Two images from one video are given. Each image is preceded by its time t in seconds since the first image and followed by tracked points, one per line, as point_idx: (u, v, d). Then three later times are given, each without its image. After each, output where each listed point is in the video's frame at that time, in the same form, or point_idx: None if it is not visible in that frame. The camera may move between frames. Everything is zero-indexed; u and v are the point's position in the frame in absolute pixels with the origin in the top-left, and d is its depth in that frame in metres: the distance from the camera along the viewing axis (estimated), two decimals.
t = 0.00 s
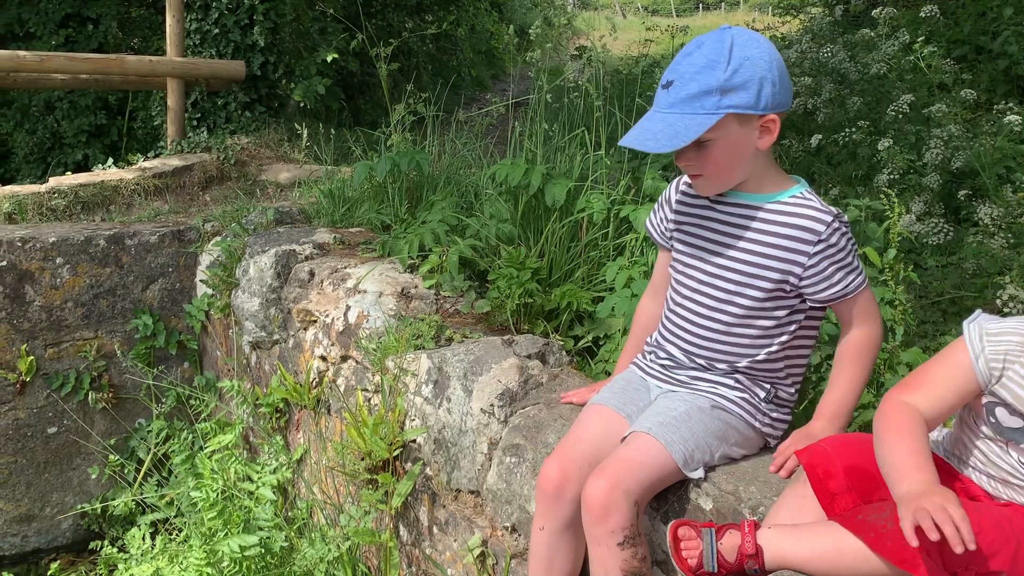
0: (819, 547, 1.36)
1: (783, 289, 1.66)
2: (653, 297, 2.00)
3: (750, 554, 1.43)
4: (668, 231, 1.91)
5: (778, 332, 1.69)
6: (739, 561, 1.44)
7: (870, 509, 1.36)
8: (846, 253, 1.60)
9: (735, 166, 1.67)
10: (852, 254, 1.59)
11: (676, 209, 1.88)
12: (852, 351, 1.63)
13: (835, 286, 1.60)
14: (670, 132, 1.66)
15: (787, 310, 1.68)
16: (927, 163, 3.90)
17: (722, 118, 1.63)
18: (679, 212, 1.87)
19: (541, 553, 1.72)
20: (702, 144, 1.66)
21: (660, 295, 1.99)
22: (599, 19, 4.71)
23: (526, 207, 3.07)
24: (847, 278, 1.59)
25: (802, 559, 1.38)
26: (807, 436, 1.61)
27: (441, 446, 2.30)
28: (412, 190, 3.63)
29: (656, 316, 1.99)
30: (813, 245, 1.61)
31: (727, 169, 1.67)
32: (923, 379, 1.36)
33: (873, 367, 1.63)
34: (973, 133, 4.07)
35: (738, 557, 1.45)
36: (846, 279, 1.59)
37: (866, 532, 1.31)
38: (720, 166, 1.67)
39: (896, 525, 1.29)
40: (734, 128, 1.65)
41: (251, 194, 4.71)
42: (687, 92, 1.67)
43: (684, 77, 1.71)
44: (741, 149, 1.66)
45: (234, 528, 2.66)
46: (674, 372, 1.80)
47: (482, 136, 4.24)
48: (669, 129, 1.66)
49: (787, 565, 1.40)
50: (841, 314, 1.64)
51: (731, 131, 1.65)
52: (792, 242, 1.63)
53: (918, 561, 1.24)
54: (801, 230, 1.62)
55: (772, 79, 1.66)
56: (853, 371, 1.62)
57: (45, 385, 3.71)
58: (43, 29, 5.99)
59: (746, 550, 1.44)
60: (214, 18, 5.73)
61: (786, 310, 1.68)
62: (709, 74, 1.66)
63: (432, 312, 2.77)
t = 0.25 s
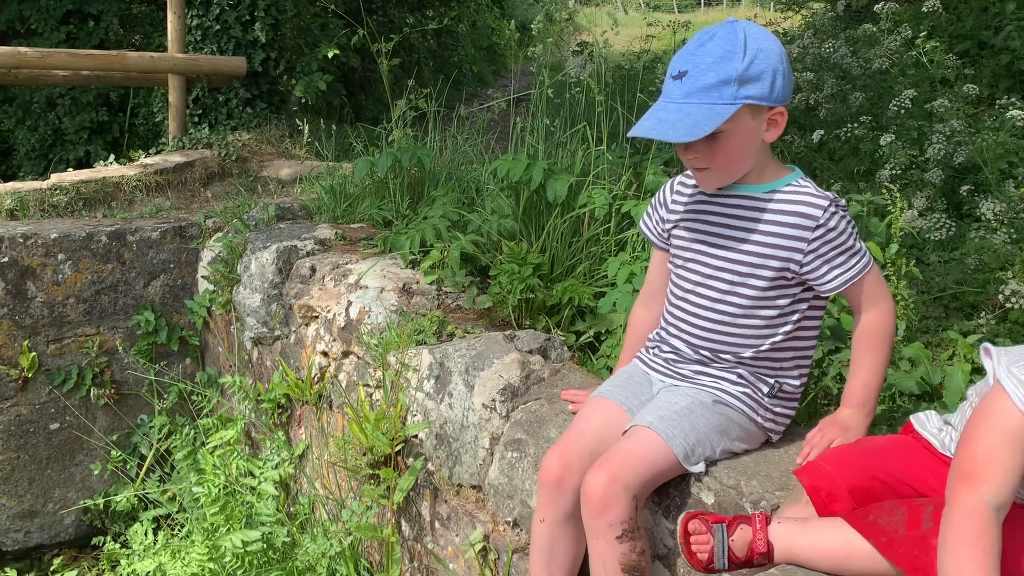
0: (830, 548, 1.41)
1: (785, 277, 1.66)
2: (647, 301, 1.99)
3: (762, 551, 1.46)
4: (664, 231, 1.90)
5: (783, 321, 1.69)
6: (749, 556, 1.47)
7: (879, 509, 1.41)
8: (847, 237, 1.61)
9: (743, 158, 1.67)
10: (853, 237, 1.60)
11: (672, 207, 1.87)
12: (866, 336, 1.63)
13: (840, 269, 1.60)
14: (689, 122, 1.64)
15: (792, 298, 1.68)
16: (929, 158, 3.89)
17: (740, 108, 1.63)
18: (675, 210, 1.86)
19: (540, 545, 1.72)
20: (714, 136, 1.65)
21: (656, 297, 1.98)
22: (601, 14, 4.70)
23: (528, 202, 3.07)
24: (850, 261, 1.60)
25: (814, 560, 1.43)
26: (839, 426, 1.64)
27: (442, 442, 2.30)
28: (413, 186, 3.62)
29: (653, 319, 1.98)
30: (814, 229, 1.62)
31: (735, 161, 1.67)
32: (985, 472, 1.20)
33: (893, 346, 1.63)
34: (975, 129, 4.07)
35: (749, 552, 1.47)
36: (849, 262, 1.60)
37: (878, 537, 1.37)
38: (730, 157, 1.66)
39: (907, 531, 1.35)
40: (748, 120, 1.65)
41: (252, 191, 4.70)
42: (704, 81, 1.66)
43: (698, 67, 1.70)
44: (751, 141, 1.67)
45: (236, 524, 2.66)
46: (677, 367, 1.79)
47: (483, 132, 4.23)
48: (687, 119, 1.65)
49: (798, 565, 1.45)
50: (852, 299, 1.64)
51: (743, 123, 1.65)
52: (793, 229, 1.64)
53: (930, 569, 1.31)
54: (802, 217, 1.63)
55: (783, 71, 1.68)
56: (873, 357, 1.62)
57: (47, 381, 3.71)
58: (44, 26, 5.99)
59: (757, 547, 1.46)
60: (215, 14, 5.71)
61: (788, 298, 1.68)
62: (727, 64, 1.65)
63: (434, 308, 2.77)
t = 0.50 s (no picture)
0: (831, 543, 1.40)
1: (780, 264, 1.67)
2: (642, 296, 1.99)
3: (763, 542, 1.46)
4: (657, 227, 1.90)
5: (779, 309, 1.70)
6: (750, 547, 1.48)
7: (881, 505, 1.40)
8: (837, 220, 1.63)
9: (732, 148, 1.68)
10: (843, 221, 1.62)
11: (664, 203, 1.88)
12: (859, 317, 1.65)
13: (834, 252, 1.62)
14: (679, 112, 1.64)
15: (787, 285, 1.69)
16: (928, 152, 3.89)
17: (728, 98, 1.64)
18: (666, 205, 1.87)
19: (533, 536, 1.72)
20: (703, 126, 1.66)
21: (650, 292, 1.98)
22: (600, 8, 4.69)
23: (527, 196, 3.07)
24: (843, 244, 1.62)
25: (815, 555, 1.42)
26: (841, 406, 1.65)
27: (442, 435, 2.31)
28: (413, 180, 3.63)
29: (648, 313, 1.99)
30: (805, 215, 1.63)
31: (726, 150, 1.67)
32: (966, 487, 1.20)
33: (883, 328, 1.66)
34: (974, 123, 4.07)
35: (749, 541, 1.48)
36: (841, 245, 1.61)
37: (878, 533, 1.36)
38: (719, 148, 1.67)
39: (908, 528, 1.34)
40: (735, 109, 1.66)
41: (252, 186, 4.71)
42: (690, 73, 1.67)
43: (685, 59, 1.71)
44: (739, 130, 1.68)
45: (236, 517, 2.67)
46: (673, 360, 1.79)
47: (483, 126, 4.23)
48: (676, 109, 1.64)
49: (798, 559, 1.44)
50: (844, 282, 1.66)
51: (732, 113, 1.66)
52: (784, 216, 1.65)
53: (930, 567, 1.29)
54: (792, 203, 1.64)
55: (769, 62, 1.69)
56: (864, 336, 1.64)
57: (47, 376, 3.71)
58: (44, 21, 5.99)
59: (759, 539, 1.47)
60: (214, 9, 5.70)
61: (783, 285, 1.69)
62: (713, 55, 1.66)
63: (433, 302, 2.77)
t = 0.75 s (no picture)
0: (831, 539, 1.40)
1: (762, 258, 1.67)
2: (643, 280, 1.99)
3: (767, 540, 1.46)
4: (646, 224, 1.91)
5: (764, 303, 1.69)
6: (754, 544, 1.47)
7: (882, 502, 1.40)
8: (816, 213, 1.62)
9: (708, 142, 1.68)
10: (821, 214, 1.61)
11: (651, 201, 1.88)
12: (833, 317, 1.66)
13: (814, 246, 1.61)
14: (652, 108, 1.64)
15: (770, 279, 1.69)
16: (929, 149, 3.89)
17: (700, 93, 1.64)
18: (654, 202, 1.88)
19: (538, 534, 1.73)
20: (677, 122, 1.66)
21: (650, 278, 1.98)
22: (601, 4, 4.69)
23: (528, 193, 3.07)
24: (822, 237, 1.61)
25: (816, 551, 1.42)
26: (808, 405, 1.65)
27: (443, 432, 2.31)
28: (414, 176, 3.63)
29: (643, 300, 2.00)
30: (783, 209, 1.63)
31: (701, 144, 1.67)
32: (965, 486, 1.20)
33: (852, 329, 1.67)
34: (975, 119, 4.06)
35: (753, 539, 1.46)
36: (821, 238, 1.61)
37: (878, 531, 1.36)
38: (695, 143, 1.67)
39: (909, 525, 1.33)
40: (709, 103, 1.66)
41: (253, 182, 4.71)
42: (663, 69, 1.67)
43: (658, 56, 1.70)
44: (715, 124, 1.68)
45: (238, 513, 2.67)
46: (670, 354, 1.80)
47: (484, 122, 4.23)
48: (650, 106, 1.64)
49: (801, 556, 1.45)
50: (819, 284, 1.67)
51: (706, 107, 1.66)
52: (764, 210, 1.65)
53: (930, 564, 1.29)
54: (771, 197, 1.64)
55: (741, 55, 1.68)
56: (835, 335, 1.66)
57: (48, 372, 3.72)
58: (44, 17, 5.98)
59: (763, 536, 1.46)
60: (215, 5, 5.68)
61: (768, 278, 1.69)
62: (684, 50, 1.66)
63: (434, 298, 2.77)
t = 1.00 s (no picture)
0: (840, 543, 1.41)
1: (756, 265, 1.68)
2: (618, 290, 2.00)
3: (774, 544, 1.46)
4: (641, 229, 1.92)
5: (761, 308, 1.70)
6: (761, 549, 1.47)
7: (889, 509, 1.41)
8: (810, 221, 1.63)
9: (706, 145, 1.68)
10: (813, 221, 1.62)
11: (648, 207, 1.89)
12: (803, 346, 1.63)
13: (806, 255, 1.61)
14: (650, 112, 1.64)
15: (766, 286, 1.69)
16: (933, 151, 3.89)
17: (698, 96, 1.64)
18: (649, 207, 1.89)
19: (543, 536, 1.74)
20: (676, 125, 1.66)
21: (628, 288, 2.00)
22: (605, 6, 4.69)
23: (533, 194, 3.07)
24: (815, 245, 1.61)
25: (821, 557, 1.43)
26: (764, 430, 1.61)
27: (448, 434, 2.31)
28: (418, 178, 3.63)
29: (618, 308, 2.00)
30: (776, 217, 1.64)
31: (699, 147, 1.67)
32: (971, 491, 1.21)
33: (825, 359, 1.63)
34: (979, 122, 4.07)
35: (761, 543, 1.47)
36: (815, 245, 1.61)
37: (885, 539, 1.37)
38: (692, 146, 1.67)
39: (916, 533, 1.35)
40: (707, 106, 1.66)
41: (257, 183, 4.71)
42: (661, 73, 1.67)
43: (656, 60, 1.71)
44: (713, 127, 1.68)
45: (243, 515, 2.68)
46: (672, 358, 1.81)
47: (488, 123, 4.23)
48: (648, 109, 1.65)
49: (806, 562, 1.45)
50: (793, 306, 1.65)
51: (704, 110, 1.66)
52: (758, 217, 1.66)
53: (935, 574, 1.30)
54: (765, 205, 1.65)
55: (739, 58, 1.69)
56: (805, 366, 1.61)
57: (53, 372, 3.72)
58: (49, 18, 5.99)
59: (770, 541, 1.46)
60: (219, 6, 5.72)
61: (765, 284, 1.69)
62: (682, 54, 1.66)
63: (439, 300, 2.78)
